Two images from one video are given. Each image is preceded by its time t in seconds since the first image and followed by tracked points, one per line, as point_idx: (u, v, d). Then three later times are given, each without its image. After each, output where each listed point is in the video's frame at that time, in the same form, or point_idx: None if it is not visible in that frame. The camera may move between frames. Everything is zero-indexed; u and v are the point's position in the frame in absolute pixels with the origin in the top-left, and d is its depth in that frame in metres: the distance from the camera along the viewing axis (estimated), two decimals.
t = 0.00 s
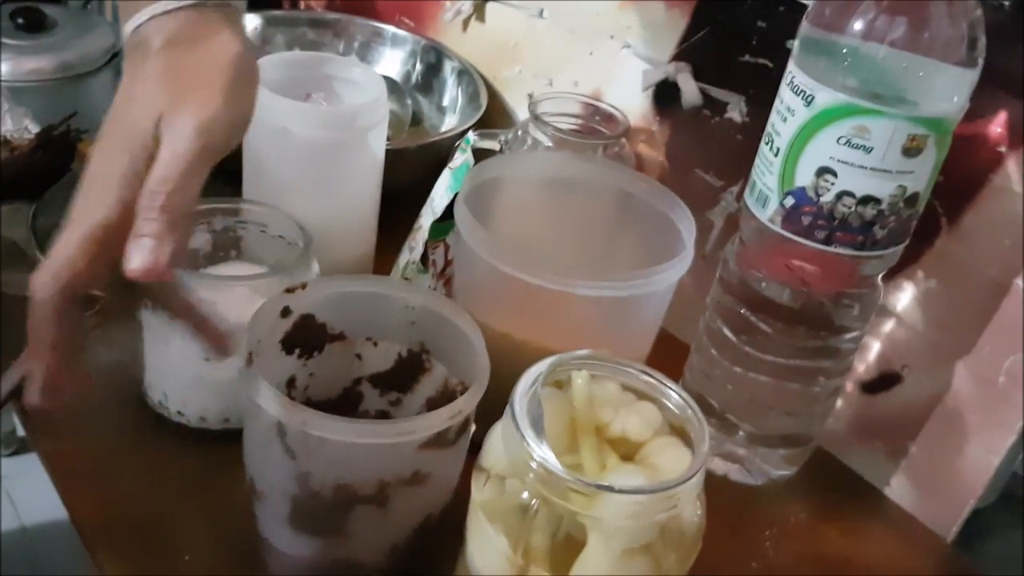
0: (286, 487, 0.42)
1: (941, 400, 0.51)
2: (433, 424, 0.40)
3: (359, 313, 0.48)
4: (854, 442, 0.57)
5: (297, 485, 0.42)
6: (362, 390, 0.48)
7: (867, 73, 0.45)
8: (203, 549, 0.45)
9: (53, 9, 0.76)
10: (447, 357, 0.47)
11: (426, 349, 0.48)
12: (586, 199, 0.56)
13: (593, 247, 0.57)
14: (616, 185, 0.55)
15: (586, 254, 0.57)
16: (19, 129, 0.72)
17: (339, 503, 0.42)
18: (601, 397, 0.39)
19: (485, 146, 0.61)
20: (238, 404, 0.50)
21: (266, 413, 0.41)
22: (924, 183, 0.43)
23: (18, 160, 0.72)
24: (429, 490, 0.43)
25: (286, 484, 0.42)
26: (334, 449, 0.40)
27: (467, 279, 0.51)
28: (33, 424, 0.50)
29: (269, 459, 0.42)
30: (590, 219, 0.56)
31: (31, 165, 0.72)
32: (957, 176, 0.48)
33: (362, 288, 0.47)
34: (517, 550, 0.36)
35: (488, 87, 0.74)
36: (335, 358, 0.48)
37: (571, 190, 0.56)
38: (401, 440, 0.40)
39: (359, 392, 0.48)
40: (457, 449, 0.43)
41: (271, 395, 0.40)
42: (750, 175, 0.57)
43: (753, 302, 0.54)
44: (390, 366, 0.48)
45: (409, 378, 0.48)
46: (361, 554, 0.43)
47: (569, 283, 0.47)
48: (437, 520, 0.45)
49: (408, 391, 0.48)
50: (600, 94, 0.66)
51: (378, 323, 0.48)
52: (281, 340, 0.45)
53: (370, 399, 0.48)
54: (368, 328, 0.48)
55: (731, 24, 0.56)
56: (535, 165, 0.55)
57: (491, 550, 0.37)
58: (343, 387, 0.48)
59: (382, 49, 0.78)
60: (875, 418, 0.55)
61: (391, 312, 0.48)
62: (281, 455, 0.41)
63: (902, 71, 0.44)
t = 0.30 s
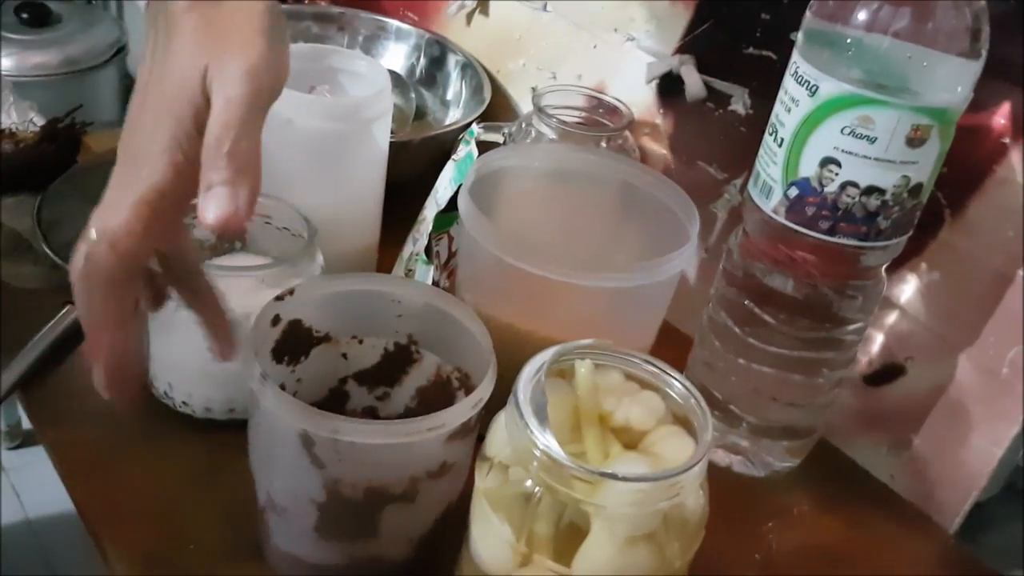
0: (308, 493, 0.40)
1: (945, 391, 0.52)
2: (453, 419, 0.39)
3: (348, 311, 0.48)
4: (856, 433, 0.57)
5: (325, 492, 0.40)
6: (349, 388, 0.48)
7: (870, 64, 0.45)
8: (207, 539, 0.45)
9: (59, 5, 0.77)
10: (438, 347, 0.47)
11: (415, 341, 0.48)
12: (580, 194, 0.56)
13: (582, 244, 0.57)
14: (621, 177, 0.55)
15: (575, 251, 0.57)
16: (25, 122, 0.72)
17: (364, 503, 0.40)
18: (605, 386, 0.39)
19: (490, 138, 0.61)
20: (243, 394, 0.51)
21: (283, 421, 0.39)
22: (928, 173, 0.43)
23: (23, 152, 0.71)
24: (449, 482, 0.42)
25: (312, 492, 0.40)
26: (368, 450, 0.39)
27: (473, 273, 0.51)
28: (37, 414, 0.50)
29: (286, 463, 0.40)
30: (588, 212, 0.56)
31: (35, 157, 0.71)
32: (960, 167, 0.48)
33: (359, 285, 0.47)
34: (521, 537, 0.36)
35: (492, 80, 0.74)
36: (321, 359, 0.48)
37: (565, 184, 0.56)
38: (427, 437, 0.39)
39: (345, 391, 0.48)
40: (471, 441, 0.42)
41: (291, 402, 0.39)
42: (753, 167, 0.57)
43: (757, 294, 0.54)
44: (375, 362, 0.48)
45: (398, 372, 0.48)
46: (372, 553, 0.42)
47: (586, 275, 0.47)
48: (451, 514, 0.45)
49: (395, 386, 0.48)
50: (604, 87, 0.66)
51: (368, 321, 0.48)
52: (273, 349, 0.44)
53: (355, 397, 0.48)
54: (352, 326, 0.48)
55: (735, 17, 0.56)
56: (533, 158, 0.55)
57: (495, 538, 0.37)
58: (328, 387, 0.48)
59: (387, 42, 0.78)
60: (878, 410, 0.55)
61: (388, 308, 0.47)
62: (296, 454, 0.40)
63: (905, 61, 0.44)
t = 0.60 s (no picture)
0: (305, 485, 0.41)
1: (948, 386, 0.52)
2: (455, 413, 0.39)
3: (349, 308, 0.48)
4: (859, 430, 0.57)
5: (328, 488, 0.40)
6: (350, 385, 0.48)
7: (873, 58, 0.45)
8: (209, 535, 0.45)
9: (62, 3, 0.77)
10: (439, 343, 0.47)
11: (417, 336, 0.48)
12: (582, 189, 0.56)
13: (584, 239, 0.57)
14: (622, 172, 0.55)
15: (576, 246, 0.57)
16: (27, 119, 0.72)
17: (366, 499, 0.40)
18: (605, 381, 0.39)
19: (491, 135, 0.60)
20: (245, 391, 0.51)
21: (284, 417, 0.39)
22: (930, 168, 0.43)
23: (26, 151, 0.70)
24: (452, 477, 0.42)
25: (314, 488, 0.40)
26: (369, 445, 0.39)
27: (473, 269, 0.51)
28: (39, 411, 0.50)
29: (285, 458, 0.40)
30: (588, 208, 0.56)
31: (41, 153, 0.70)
32: (963, 162, 0.48)
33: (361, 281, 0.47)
34: (523, 532, 0.36)
35: (494, 77, 0.74)
36: (323, 355, 0.48)
37: (567, 179, 0.56)
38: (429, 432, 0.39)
39: (347, 387, 0.48)
40: (473, 435, 0.42)
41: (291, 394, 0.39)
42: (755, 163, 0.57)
43: (760, 290, 0.54)
44: (377, 358, 0.48)
45: (399, 368, 0.48)
46: (374, 549, 0.42)
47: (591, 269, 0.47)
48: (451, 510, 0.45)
49: (397, 381, 0.48)
50: (606, 83, 0.66)
51: (369, 317, 0.48)
52: (274, 344, 0.45)
53: (357, 392, 0.48)
54: (354, 322, 0.48)
55: (737, 12, 0.56)
56: (535, 153, 0.55)
57: (496, 533, 0.37)
58: (330, 383, 0.48)
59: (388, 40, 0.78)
60: (881, 406, 0.55)
61: (389, 303, 0.48)
62: (297, 451, 0.40)
63: (907, 56, 0.44)
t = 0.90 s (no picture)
0: (305, 489, 0.41)
1: (947, 388, 0.52)
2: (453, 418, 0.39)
3: (350, 312, 0.48)
4: (858, 431, 0.57)
5: (327, 491, 0.40)
6: (351, 388, 0.49)
7: (871, 62, 0.45)
8: (209, 537, 0.45)
9: (63, 4, 0.78)
10: (439, 347, 0.48)
11: (417, 340, 0.48)
12: (581, 192, 0.56)
13: (583, 241, 0.57)
14: (621, 175, 0.55)
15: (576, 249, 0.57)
16: (28, 123, 0.73)
17: (365, 502, 0.41)
18: (604, 385, 0.39)
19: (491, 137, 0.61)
20: (246, 395, 0.51)
21: (283, 419, 0.39)
22: (928, 171, 0.43)
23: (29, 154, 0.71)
24: (452, 480, 0.42)
25: (314, 490, 0.41)
26: (368, 449, 0.39)
27: (473, 273, 0.51)
28: (40, 414, 0.50)
29: (284, 462, 0.41)
30: (587, 211, 0.57)
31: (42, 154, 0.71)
32: (961, 165, 0.48)
33: (362, 286, 0.47)
34: (520, 536, 0.36)
35: (494, 80, 0.74)
36: (324, 359, 0.48)
37: (566, 181, 0.56)
38: (427, 436, 0.39)
39: (348, 390, 0.49)
40: (473, 438, 0.43)
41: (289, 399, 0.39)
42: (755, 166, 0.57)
43: (760, 293, 0.54)
44: (377, 362, 0.49)
45: (399, 371, 0.48)
46: (373, 552, 0.43)
47: (591, 271, 0.47)
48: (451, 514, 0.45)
49: (397, 384, 0.48)
50: (606, 86, 0.66)
51: (369, 321, 0.48)
52: (274, 348, 0.45)
53: (357, 396, 0.49)
54: (354, 326, 0.48)
55: (735, 16, 0.56)
56: (535, 156, 0.55)
57: (495, 537, 0.37)
58: (331, 387, 0.48)
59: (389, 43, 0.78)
60: (880, 408, 0.55)
61: (389, 307, 0.48)
62: (297, 454, 0.40)
63: (904, 59, 0.44)
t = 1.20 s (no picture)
0: (313, 498, 0.41)
1: (952, 395, 0.52)
2: (460, 425, 0.39)
3: (356, 320, 0.48)
4: (863, 437, 0.57)
5: (334, 500, 0.41)
6: (358, 395, 0.49)
7: (876, 69, 0.45)
8: (217, 544, 0.46)
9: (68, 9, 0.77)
10: (445, 353, 0.48)
11: (423, 347, 0.48)
12: (588, 200, 0.56)
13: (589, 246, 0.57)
14: (627, 181, 0.55)
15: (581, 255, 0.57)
16: (36, 130, 0.73)
17: (373, 510, 0.41)
18: (610, 393, 0.40)
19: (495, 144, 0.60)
20: (253, 401, 0.51)
21: (291, 429, 0.40)
22: (933, 178, 0.43)
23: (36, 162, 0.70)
24: (458, 488, 0.43)
25: (321, 499, 0.41)
26: (375, 457, 0.39)
27: (479, 279, 0.51)
28: (48, 421, 0.50)
29: (291, 471, 0.41)
30: (593, 219, 0.57)
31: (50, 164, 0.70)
32: (966, 172, 0.48)
33: (369, 293, 0.47)
34: (527, 544, 0.36)
35: (499, 86, 0.75)
36: (330, 366, 0.48)
37: (572, 189, 0.56)
38: (434, 444, 0.39)
39: (354, 397, 0.49)
40: (479, 446, 0.43)
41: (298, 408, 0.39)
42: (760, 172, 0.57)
43: (765, 299, 0.54)
44: (384, 368, 0.49)
45: (405, 378, 0.49)
46: (380, 560, 0.43)
47: (596, 281, 0.47)
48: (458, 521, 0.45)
49: (404, 391, 0.49)
50: (611, 92, 0.66)
51: (376, 328, 0.48)
52: (282, 357, 0.45)
53: (364, 403, 0.49)
54: (361, 333, 0.48)
55: (740, 23, 0.56)
56: (540, 164, 0.55)
57: (501, 545, 0.37)
58: (338, 393, 0.49)
59: (393, 48, 0.78)
60: (886, 414, 0.55)
61: (396, 314, 0.48)
62: (304, 464, 0.40)
63: (909, 67, 0.44)
